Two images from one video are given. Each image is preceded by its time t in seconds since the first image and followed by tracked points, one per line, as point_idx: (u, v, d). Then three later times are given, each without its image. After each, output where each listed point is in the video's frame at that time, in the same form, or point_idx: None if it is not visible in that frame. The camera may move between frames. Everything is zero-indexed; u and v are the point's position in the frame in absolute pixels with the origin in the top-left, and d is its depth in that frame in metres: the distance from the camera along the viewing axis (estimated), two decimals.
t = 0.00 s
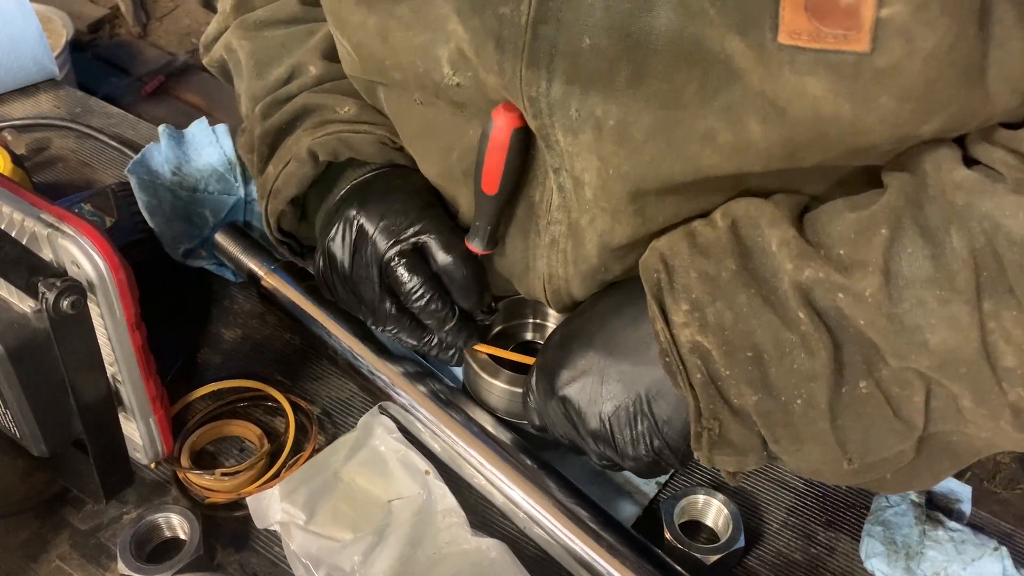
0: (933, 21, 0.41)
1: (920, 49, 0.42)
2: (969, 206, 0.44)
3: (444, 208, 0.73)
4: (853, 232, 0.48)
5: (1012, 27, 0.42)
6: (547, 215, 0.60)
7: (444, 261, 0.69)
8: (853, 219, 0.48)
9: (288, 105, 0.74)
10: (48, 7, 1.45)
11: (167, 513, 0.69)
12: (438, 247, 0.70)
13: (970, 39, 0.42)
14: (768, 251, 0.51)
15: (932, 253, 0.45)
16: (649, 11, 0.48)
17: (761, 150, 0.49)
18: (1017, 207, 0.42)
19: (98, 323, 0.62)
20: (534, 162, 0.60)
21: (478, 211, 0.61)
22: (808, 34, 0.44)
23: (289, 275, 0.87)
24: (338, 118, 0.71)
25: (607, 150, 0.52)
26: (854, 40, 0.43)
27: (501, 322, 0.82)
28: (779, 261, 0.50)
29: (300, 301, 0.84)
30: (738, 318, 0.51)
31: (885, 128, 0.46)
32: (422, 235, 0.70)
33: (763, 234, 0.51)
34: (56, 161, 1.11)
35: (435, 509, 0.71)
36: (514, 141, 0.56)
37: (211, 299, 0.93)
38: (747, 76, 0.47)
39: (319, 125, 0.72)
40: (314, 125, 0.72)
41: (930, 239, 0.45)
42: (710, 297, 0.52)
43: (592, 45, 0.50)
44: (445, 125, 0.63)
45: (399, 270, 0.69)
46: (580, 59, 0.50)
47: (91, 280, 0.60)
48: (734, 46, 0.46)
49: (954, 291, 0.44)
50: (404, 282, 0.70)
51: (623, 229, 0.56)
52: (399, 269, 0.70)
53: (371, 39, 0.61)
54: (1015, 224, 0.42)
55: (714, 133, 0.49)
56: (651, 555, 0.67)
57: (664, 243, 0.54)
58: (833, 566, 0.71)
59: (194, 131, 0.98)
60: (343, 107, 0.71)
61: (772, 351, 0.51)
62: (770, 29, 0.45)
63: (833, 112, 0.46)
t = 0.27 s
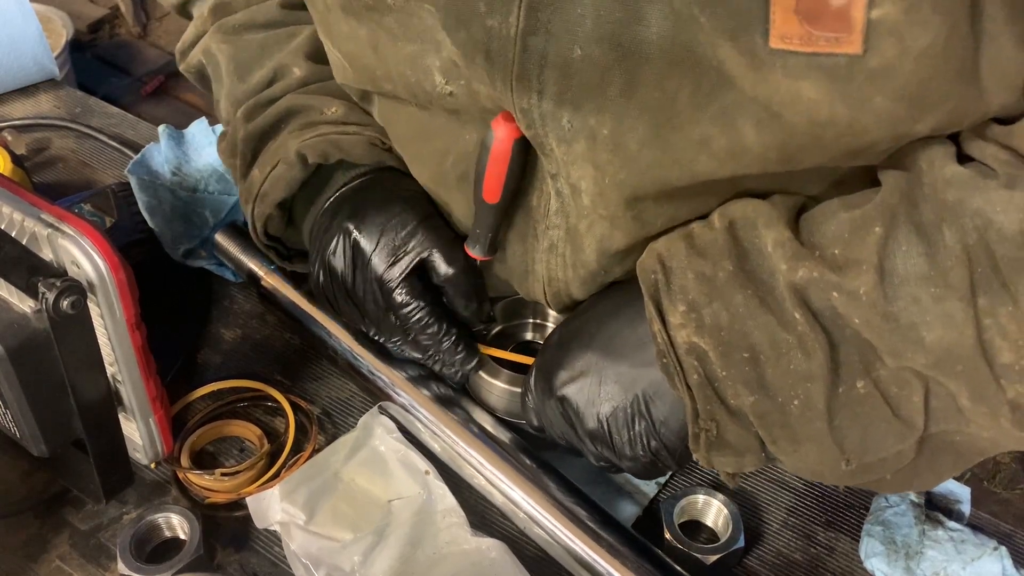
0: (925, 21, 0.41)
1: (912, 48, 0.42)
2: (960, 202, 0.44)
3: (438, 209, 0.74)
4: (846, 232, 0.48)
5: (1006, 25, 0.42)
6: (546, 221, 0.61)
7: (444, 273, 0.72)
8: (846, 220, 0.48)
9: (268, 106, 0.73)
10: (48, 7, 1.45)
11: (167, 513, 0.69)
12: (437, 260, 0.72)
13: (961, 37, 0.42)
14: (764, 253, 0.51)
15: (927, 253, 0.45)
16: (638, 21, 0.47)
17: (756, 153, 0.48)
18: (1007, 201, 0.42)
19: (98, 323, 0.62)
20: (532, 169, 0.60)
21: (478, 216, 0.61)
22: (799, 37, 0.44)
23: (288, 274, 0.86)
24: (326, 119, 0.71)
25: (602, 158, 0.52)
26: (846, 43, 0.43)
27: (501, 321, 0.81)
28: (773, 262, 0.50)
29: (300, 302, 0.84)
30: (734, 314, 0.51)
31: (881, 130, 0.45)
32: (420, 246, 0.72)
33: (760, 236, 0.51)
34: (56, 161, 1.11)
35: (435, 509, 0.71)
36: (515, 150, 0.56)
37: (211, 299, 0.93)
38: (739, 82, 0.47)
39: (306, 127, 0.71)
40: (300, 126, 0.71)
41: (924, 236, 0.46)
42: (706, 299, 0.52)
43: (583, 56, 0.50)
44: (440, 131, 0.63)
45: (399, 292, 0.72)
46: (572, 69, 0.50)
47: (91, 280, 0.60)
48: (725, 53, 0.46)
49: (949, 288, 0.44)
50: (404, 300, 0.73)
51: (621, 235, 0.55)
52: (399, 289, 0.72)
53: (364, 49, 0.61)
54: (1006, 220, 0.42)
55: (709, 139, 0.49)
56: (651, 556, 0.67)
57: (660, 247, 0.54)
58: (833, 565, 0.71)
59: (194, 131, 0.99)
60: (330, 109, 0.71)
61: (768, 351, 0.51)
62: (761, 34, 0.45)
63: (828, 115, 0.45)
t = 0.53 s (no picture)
0: (909, 29, 0.40)
1: (898, 56, 0.41)
2: (951, 208, 0.43)
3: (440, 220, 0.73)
4: (840, 235, 0.47)
5: (998, 27, 0.41)
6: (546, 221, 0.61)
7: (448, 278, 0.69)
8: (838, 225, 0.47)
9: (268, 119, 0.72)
10: (48, 7, 1.45)
11: (167, 513, 0.69)
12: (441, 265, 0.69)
13: (951, 42, 0.41)
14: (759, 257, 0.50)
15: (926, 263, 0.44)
16: (627, 29, 0.46)
17: (747, 161, 0.47)
18: (998, 208, 0.41)
19: (98, 323, 0.62)
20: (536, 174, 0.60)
21: (483, 220, 0.61)
22: (786, 46, 0.43)
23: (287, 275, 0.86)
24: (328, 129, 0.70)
25: (594, 165, 0.51)
26: (832, 51, 0.42)
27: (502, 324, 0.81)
28: (767, 266, 0.49)
29: (298, 301, 0.84)
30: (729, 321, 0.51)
31: (870, 138, 0.44)
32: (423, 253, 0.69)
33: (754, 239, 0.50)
34: (56, 161, 1.11)
35: (435, 509, 0.71)
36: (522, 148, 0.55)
37: (211, 299, 0.92)
38: (728, 90, 0.45)
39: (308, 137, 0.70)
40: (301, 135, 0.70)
41: (917, 242, 0.44)
42: (700, 302, 0.51)
43: (573, 64, 0.48)
44: (439, 137, 0.62)
45: (406, 293, 0.69)
46: (561, 78, 0.49)
47: (91, 280, 0.59)
48: (713, 61, 0.45)
49: (940, 294, 0.43)
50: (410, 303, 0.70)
51: (619, 239, 0.54)
52: (406, 293, 0.69)
53: (364, 55, 0.61)
54: (998, 226, 0.41)
55: (699, 147, 0.47)
56: (651, 556, 0.67)
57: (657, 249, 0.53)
58: (833, 566, 0.71)
59: (195, 132, 0.99)
60: (330, 118, 0.70)
61: (762, 356, 0.50)
62: (747, 41, 0.44)
63: (818, 123, 0.44)
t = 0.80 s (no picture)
0: (905, 30, 0.39)
1: (896, 58, 0.40)
2: (949, 207, 0.43)
3: (438, 220, 0.72)
4: (837, 235, 0.46)
5: (993, 27, 0.40)
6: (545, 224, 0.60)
7: (448, 282, 0.69)
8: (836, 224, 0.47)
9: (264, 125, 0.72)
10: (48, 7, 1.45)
11: (167, 513, 0.69)
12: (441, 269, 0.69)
13: (945, 44, 0.39)
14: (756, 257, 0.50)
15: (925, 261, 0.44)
16: (625, 31, 0.45)
17: (746, 164, 0.46)
18: (996, 207, 0.41)
19: (98, 323, 0.62)
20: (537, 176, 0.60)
21: (484, 223, 0.60)
22: (782, 49, 0.42)
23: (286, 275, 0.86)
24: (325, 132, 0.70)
25: (591, 170, 0.50)
26: (828, 54, 0.41)
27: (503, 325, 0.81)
28: (766, 267, 0.49)
29: (295, 300, 0.84)
30: (728, 319, 0.50)
31: (867, 140, 0.43)
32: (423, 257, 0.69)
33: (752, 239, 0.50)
34: (56, 161, 1.11)
35: (434, 509, 0.71)
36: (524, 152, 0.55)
37: (211, 299, 0.92)
38: (726, 93, 0.45)
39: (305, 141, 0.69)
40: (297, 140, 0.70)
41: (914, 240, 0.44)
42: (699, 302, 0.51)
43: (571, 69, 0.47)
44: (440, 140, 0.62)
45: (405, 300, 0.69)
46: (558, 83, 0.47)
47: (91, 280, 0.59)
48: (710, 65, 0.44)
49: (939, 293, 0.43)
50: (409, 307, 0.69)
51: (618, 243, 0.54)
52: (404, 297, 0.69)
53: (364, 58, 0.61)
54: (993, 225, 0.41)
55: (697, 151, 0.47)
56: (651, 556, 0.67)
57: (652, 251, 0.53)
58: (833, 566, 0.71)
59: (194, 132, 0.99)
60: (327, 121, 0.70)
61: (761, 355, 0.50)
62: (744, 44, 0.43)
63: (815, 125, 0.43)
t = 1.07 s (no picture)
0: (898, 37, 0.43)
1: (889, 61, 0.44)
2: (925, 226, 0.45)
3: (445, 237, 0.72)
4: (820, 254, 0.48)
5: (978, 37, 0.44)
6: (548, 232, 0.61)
7: (467, 309, 0.68)
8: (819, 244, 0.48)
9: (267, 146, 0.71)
10: (48, 7, 1.45)
11: (167, 513, 0.69)
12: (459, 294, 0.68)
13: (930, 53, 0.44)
14: (742, 277, 0.50)
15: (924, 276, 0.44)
16: (626, 40, 0.48)
17: (738, 168, 0.50)
18: (970, 229, 0.43)
19: (98, 323, 0.62)
20: (530, 192, 0.60)
21: (484, 246, 0.61)
22: (777, 57, 0.46)
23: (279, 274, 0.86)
24: (333, 147, 0.70)
25: (585, 182, 0.52)
26: (824, 60, 0.45)
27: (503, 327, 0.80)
28: (751, 285, 0.49)
29: (295, 304, 0.84)
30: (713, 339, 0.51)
31: (852, 142, 0.47)
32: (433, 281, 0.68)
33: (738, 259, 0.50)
34: (56, 161, 1.11)
35: (433, 509, 0.71)
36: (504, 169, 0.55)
37: (211, 299, 0.92)
38: (717, 104, 0.48)
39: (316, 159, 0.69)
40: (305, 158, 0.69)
41: (895, 260, 0.45)
42: (684, 320, 0.52)
43: (573, 75, 0.50)
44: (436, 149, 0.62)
45: (423, 329, 0.68)
46: (561, 89, 0.50)
47: (91, 280, 0.59)
48: (704, 74, 0.47)
49: (919, 314, 0.44)
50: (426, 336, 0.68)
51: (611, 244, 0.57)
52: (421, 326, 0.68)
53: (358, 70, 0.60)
54: (970, 245, 0.43)
55: (689, 164, 0.50)
56: (651, 557, 0.67)
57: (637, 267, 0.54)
58: (833, 566, 0.71)
59: (194, 132, 0.95)
60: (332, 136, 0.71)
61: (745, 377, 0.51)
62: (739, 54, 0.46)
63: (804, 129, 0.47)
